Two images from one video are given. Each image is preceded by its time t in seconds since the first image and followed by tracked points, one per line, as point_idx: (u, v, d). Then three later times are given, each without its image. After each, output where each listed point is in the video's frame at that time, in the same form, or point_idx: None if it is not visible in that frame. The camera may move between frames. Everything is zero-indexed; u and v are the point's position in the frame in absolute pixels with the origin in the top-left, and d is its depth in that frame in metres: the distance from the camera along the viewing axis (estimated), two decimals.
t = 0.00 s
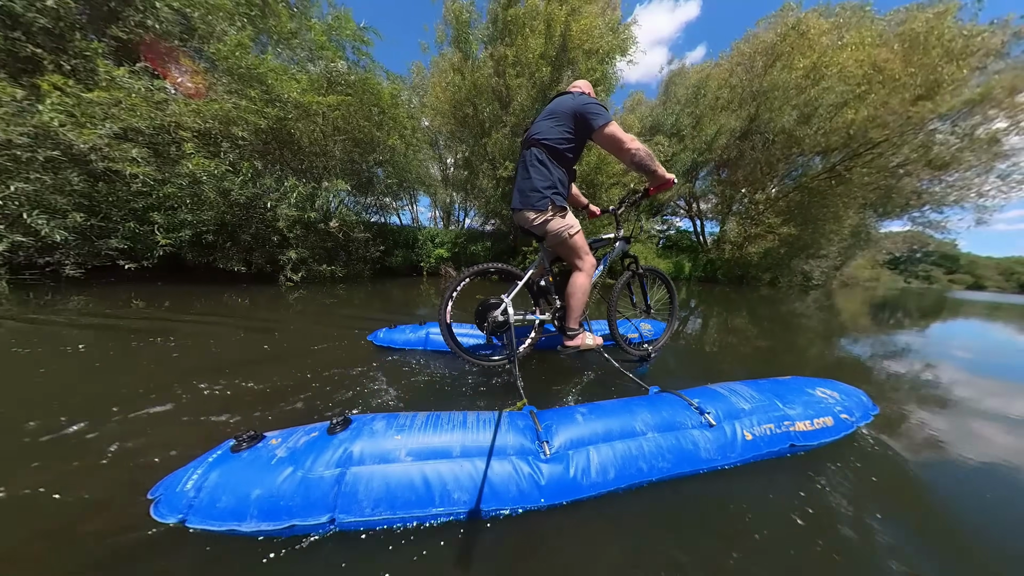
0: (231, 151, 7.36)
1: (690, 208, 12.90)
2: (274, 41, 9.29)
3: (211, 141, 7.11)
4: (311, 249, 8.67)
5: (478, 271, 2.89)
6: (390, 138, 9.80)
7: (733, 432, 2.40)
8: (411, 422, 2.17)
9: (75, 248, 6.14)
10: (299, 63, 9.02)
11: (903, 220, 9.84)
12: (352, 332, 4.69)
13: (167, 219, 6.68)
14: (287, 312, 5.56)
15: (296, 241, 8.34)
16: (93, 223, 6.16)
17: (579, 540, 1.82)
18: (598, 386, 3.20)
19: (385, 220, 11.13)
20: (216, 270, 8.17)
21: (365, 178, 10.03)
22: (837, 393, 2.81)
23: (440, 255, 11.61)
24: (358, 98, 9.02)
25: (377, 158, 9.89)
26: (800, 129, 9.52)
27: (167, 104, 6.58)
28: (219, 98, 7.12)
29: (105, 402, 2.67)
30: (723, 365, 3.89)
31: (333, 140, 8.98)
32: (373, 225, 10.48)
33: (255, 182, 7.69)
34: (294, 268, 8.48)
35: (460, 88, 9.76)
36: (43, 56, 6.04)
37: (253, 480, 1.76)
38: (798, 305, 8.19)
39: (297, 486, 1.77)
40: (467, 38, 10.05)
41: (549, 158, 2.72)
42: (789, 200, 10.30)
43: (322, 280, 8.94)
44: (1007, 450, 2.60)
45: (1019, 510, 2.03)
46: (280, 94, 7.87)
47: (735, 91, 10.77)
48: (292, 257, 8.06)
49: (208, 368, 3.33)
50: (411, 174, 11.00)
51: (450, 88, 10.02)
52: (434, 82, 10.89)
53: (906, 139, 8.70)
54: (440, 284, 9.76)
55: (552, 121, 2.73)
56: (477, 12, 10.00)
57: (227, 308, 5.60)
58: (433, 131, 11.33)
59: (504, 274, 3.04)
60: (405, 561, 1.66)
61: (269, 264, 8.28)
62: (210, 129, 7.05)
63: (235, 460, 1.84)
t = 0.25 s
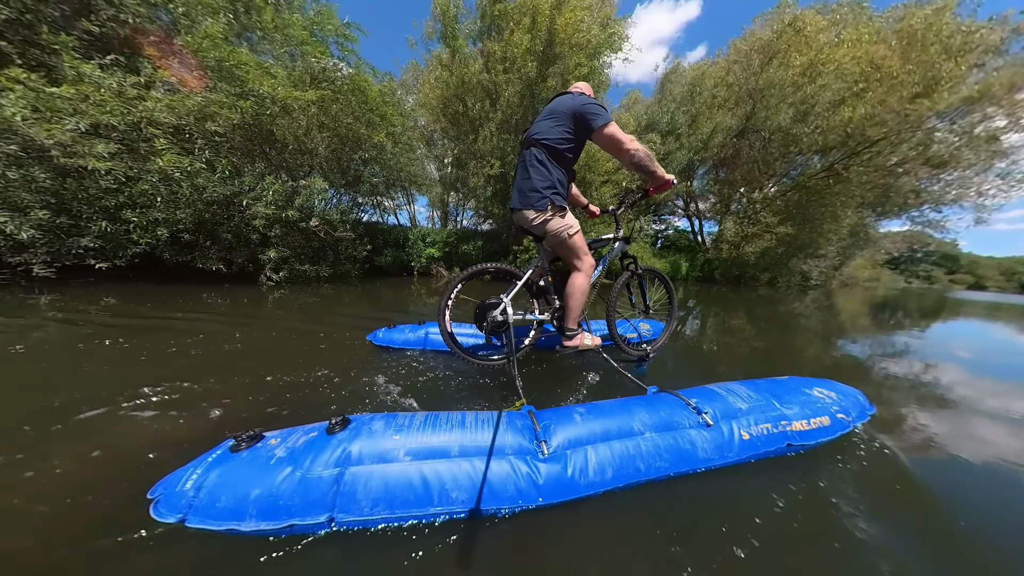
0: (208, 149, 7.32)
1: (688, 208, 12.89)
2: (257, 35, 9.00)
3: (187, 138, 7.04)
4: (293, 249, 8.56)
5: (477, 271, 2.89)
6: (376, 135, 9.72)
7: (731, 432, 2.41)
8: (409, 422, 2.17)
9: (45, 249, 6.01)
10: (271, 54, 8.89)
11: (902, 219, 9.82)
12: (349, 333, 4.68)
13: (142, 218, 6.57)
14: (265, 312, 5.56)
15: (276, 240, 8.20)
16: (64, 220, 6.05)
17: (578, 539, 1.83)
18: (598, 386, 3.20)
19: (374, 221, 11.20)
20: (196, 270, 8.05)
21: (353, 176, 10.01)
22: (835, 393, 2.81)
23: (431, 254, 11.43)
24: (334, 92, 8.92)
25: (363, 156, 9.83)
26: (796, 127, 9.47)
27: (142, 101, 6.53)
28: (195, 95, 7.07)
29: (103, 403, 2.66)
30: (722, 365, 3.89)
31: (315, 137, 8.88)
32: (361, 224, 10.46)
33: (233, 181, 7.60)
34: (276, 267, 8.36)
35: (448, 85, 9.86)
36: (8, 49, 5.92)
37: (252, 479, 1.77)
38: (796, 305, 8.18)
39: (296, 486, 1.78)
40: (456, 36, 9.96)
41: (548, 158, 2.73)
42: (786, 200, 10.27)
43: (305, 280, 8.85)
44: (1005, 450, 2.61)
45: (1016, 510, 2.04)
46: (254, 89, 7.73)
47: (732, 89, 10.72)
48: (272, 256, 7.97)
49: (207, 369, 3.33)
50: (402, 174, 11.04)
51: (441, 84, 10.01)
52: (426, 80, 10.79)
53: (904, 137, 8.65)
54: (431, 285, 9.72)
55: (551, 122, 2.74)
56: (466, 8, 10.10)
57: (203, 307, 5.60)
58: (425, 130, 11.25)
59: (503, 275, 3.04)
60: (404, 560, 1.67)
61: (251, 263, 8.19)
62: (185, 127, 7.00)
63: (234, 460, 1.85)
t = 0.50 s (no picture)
0: (182, 146, 7.23)
1: (687, 208, 12.86)
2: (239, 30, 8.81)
3: (158, 135, 6.96)
4: (272, 247, 8.53)
5: (477, 270, 2.89)
6: (359, 133, 9.81)
7: (730, 432, 2.41)
8: (409, 421, 2.18)
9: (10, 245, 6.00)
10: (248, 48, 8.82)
11: (903, 218, 9.77)
12: (348, 332, 4.68)
13: (111, 216, 6.47)
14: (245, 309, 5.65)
15: (255, 239, 8.22)
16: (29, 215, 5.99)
17: (578, 538, 1.83)
18: (598, 386, 3.20)
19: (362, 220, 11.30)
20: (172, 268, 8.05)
21: (337, 175, 10.02)
22: (835, 392, 2.81)
23: (421, 254, 11.43)
24: (309, 87, 8.84)
25: (348, 155, 9.92)
26: (793, 124, 9.45)
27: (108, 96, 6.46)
28: (165, 91, 6.97)
29: (101, 403, 2.66)
30: (721, 365, 3.90)
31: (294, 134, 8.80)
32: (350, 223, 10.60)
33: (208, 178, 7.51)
34: (256, 266, 8.33)
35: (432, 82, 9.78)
36: None
37: (253, 478, 1.78)
38: (795, 306, 8.15)
39: (297, 484, 1.79)
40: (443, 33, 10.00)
41: (548, 158, 2.73)
42: (784, 199, 10.22)
43: (288, 279, 8.83)
44: (1005, 450, 2.61)
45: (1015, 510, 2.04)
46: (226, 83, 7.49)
47: (729, 86, 10.65)
48: (251, 254, 7.97)
49: (206, 368, 3.34)
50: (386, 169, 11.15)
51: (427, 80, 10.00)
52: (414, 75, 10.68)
53: (904, 134, 8.60)
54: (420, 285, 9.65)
55: (551, 121, 2.74)
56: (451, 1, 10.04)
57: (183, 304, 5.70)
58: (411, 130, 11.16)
59: (503, 274, 3.04)
60: (405, 559, 1.67)
61: (230, 262, 8.17)
62: (157, 123, 6.93)
63: (235, 458, 1.86)
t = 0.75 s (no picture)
0: (155, 143, 7.02)
1: (686, 207, 12.85)
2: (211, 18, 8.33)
3: (131, 132, 6.76)
4: (254, 245, 8.39)
5: (478, 270, 2.90)
6: (346, 130, 9.65)
7: (732, 430, 2.42)
8: (412, 421, 2.19)
9: None
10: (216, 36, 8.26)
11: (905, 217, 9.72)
12: (349, 333, 4.69)
13: (86, 212, 6.39)
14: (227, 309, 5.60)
15: (237, 238, 8.15)
16: None
17: (582, 536, 1.84)
18: (600, 386, 3.21)
19: (358, 219, 11.38)
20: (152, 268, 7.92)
21: (323, 170, 9.92)
22: (837, 391, 2.82)
23: (412, 253, 11.44)
24: (291, 84, 8.65)
25: (333, 152, 9.83)
26: (792, 120, 9.56)
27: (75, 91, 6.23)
28: (135, 86, 6.75)
29: (104, 403, 2.66)
30: (723, 365, 3.90)
31: (268, 126, 8.67)
32: (338, 223, 10.57)
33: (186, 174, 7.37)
34: (239, 264, 8.24)
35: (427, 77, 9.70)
36: None
37: (257, 477, 1.78)
38: (795, 306, 8.16)
39: (300, 483, 1.80)
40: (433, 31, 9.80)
41: (549, 157, 2.74)
42: (785, 198, 10.21)
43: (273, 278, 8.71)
44: (1008, 451, 2.61)
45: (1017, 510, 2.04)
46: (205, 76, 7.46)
47: (727, 84, 10.60)
48: (233, 252, 7.90)
49: (209, 369, 3.35)
50: (375, 169, 11.07)
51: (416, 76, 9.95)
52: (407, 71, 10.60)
53: (905, 131, 8.59)
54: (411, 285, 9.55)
55: (551, 120, 2.75)
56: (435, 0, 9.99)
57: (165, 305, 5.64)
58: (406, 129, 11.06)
59: (504, 274, 3.04)
60: (410, 557, 1.68)
61: (212, 261, 8.05)
62: (129, 119, 6.73)
63: (239, 458, 1.87)
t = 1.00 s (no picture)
0: (126, 138, 6.73)
1: (685, 206, 12.82)
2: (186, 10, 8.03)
3: (99, 127, 6.46)
4: (230, 242, 8.18)
5: (479, 269, 2.90)
6: (331, 127, 9.43)
7: (733, 429, 2.42)
8: (414, 419, 2.19)
9: None
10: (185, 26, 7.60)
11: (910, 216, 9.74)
12: (351, 331, 4.70)
13: (56, 210, 6.17)
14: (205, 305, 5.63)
15: (216, 237, 7.97)
16: None
17: (586, 535, 1.85)
18: (602, 385, 3.21)
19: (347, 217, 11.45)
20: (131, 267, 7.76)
21: (307, 168, 9.70)
22: (838, 390, 2.82)
23: (403, 253, 11.29)
24: (273, 81, 8.27)
25: (319, 148, 9.59)
26: (790, 117, 9.55)
27: (39, 86, 5.99)
28: (106, 80, 6.53)
29: (106, 400, 2.66)
30: (724, 365, 3.91)
31: (256, 125, 8.24)
32: (326, 221, 10.56)
33: (164, 170, 7.09)
34: (220, 263, 8.10)
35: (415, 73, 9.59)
36: None
37: (260, 475, 1.79)
38: (795, 306, 8.16)
39: (303, 481, 1.80)
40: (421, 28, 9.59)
41: (549, 157, 2.74)
42: (785, 197, 10.20)
43: (257, 274, 8.65)
44: (1010, 452, 2.62)
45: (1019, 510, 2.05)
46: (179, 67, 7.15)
47: (726, 81, 10.66)
48: (212, 251, 7.70)
49: (211, 367, 3.35)
50: (357, 170, 11.04)
51: (402, 72, 9.87)
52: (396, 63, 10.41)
53: (907, 128, 8.58)
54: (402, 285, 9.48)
55: (551, 120, 2.75)
56: None
57: (141, 301, 5.63)
58: (402, 126, 10.89)
59: (505, 273, 3.04)
60: (414, 554, 1.69)
61: (193, 260, 7.80)
62: (97, 114, 6.44)
63: (242, 456, 1.87)
